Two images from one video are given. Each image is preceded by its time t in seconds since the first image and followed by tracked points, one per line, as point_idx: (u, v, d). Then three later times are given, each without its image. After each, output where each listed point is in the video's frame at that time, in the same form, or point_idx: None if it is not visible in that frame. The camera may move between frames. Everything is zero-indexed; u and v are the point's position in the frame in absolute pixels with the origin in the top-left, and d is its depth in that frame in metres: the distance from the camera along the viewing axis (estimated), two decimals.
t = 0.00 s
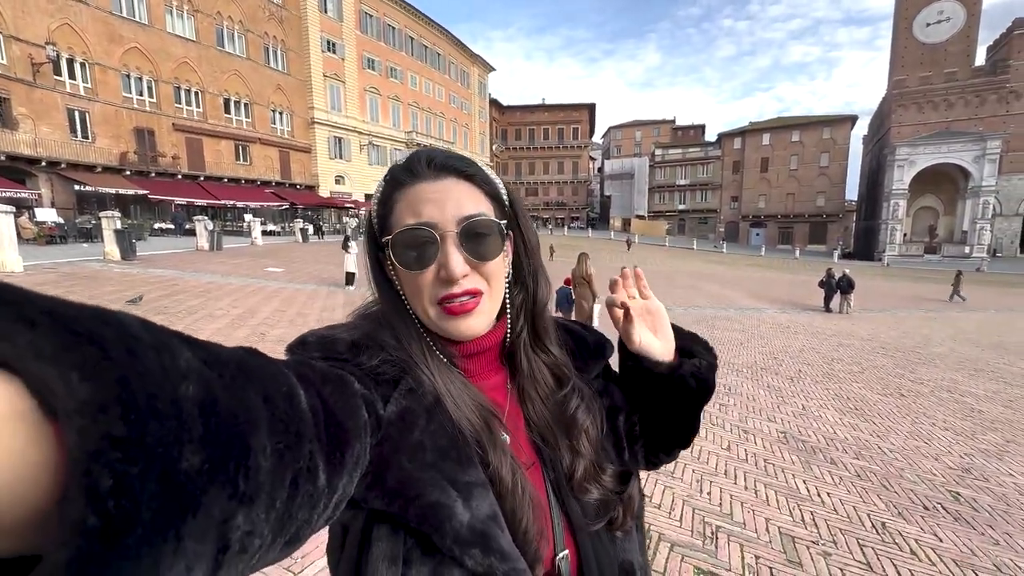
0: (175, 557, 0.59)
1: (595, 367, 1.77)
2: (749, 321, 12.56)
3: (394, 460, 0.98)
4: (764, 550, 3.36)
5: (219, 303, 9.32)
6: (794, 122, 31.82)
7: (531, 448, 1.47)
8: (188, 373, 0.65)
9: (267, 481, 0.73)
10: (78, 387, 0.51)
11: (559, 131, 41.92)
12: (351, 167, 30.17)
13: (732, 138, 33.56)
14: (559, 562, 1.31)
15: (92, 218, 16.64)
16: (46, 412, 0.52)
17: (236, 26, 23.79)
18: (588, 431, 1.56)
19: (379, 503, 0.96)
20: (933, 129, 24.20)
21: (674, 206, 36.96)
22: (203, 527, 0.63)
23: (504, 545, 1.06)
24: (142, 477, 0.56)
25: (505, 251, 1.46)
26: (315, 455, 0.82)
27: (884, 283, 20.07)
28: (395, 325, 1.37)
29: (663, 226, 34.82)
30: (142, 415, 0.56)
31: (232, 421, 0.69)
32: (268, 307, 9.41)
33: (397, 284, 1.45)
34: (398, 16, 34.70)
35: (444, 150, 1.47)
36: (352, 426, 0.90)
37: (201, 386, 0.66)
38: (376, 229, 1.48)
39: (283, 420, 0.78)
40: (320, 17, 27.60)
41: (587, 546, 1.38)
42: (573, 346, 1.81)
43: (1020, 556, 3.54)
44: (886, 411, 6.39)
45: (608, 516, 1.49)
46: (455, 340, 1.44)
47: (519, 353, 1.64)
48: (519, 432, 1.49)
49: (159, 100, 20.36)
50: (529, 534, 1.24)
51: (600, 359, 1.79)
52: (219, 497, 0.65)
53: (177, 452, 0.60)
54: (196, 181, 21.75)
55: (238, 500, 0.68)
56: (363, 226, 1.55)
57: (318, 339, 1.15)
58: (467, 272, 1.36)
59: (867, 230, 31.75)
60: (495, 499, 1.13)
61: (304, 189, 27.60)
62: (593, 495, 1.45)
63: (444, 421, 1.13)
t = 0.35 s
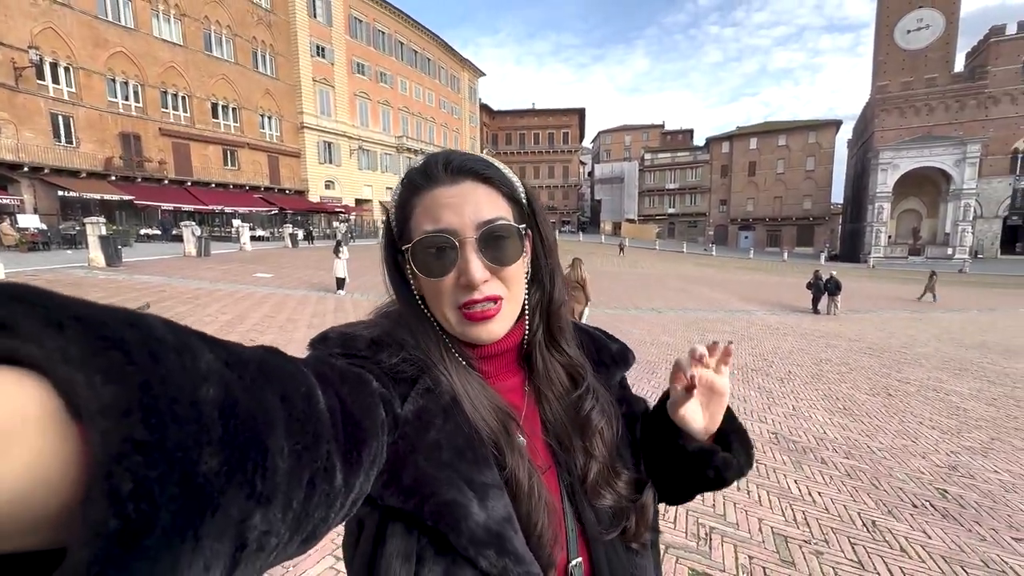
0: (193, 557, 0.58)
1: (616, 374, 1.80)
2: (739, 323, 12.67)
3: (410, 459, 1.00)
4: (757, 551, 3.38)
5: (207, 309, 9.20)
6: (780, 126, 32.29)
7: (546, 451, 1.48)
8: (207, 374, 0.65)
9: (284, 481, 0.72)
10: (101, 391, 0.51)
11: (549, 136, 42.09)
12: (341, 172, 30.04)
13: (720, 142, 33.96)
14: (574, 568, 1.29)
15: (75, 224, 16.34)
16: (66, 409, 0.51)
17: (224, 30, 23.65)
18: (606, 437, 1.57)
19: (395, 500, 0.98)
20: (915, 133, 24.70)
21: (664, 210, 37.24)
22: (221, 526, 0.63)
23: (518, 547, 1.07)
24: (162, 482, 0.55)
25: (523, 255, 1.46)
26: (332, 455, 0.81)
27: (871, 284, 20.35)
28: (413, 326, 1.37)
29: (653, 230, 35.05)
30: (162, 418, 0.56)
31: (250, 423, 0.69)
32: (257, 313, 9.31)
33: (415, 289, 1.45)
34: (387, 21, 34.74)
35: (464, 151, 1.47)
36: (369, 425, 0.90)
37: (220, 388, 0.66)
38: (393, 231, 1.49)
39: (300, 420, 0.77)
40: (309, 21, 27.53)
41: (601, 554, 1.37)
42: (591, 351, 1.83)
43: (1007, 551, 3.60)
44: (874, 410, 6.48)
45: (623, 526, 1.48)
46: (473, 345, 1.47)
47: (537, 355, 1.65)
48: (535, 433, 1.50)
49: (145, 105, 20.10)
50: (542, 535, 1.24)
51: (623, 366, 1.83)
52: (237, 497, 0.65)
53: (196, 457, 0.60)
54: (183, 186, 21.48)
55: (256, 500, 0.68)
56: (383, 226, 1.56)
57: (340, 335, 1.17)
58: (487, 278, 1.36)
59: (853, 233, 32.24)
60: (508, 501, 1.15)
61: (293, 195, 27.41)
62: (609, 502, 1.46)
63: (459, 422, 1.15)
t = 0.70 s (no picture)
0: (191, 547, 0.57)
1: (605, 386, 1.87)
2: (732, 328, 12.76)
3: (407, 448, 0.98)
4: (748, 555, 3.38)
5: (198, 314, 9.12)
6: (772, 133, 32.67)
7: (536, 451, 1.49)
8: (206, 364, 0.65)
9: (282, 472, 0.71)
10: (99, 382, 0.51)
11: (543, 142, 42.35)
12: (335, 177, 30.01)
13: (712, 149, 34.28)
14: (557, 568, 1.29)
15: (65, 229, 16.19)
16: (65, 397, 0.51)
17: (218, 35, 23.65)
18: (595, 438, 1.62)
19: (392, 491, 0.95)
20: (903, 141, 25.07)
21: (657, 216, 37.50)
22: (219, 516, 0.62)
23: (509, 541, 1.05)
24: (159, 472, 0.54)
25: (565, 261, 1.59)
26: (330, 446, 0.80)
27: (861, 290, 20.55)
28: (418, 318, 1.36)
29: (646, 235, 35.23)
30: (160, 411, 0.55)
31: (249, 413, 0.68)
32: (249, 318, 9.24)
33: (441, 279, 1.41)
34: (382, 28, 34.90)
35: (497, 156, 1.50)
36: (367, 418, 0.89)
37: (219, 378, 0.66)
38: (421, 218, 1.42)
39: (298, 413, 0.76)
40: (303, 27, 27.61)
41: (584, 554, 1.38)
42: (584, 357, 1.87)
43: (993, 554, 3.62)
44: (864, 415, 6.53)
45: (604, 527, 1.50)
46: (490, 342, 1.47)
47: (535, 357, 1.67)
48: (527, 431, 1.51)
49: (138, 109, 20.03)
50: (530, 537, 1.24)
51: (610, 380, 1.92)
52: (234, 488, 0.64)
53: (194, 447, 0.59)
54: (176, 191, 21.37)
55: (253, 490, 0.67)
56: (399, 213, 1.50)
57: (342, 323, 1.14)
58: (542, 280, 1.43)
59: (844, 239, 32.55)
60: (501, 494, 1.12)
61: (287, 200, 27.35)
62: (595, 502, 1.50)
63: (456, 415, 1.13)
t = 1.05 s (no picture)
0: (190, 557, 0.57)
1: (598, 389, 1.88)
2: (735, 333, 12.72)
3: (407, 456, 0.97)
4: (749, 563, 3.36)
5: (200, 315, 9.14)
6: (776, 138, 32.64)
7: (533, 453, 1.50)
8: (207, 373, 0.65)
9: (281, 481, 0.71)
10: (100, 394, 0.51)
11: (547, 145, 42.42)
12: (338, 179, 30.10)
13: (716, 153, 34.25)
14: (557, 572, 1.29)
15: (71, 229, 16.28)
16: (66, 405, 0.51)
17: (224, 38, 23.79)
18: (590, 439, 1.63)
19: (392, 498, 0.95)
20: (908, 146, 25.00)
21: (660, 219, 37.46)
22: (218, 527, 0.61)
23: (509, 545, 1.04)
24: (159, 482, 0.54)
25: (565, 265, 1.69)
26: (328, 455, 0.79)
27: (865, 296, 20.44)
28: (415, 322, 1.35)
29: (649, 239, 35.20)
30: (160, 422, 0.56)
31: (248, 423, 0.68)
32: (251, 319, 9.27)
33: (462, 285, 1.40)
34: (387, 31, 35.07)
35: (502, 162, 1.53)
36: (367, 425, 0.88)
37: (220, 387, 0.66)
38: (438, 219, 1.38)
39: (298, 420, 0.76)
40: (309, 30, 27.78)
41: (580, 555, 1.38)
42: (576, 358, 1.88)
43: (998, 564, 3.59)
44: (867, 422, 6.49)
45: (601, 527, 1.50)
46: (502, 344, 1.49)
47: (531, 361, 1.67)
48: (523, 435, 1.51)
49: (144, 110, 20.17)
50: (529, 542, 1.23)
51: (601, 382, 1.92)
52: (234, 498, 0.63)
53: (195, 457, 0.59)
54: (180, 191, 21.47)
55: (253, 499, 0.66)
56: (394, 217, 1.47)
57: (340, 330, 1.14)
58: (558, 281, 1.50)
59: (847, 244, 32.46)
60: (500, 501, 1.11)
61: (291, 201, 27.45)
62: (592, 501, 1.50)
63: (456, 421, 1.12)
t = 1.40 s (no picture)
0: (162, 570, 0.56)
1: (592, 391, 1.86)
2: (741, 336, 12.64)
3: (392, 464, 0.96)
4: (753, 568, 3.34)
5: (207, 313, 9.19)
6: (784, 140, 32.39)
7: (523, 458, 1.49)
8: (185, 383, 0.64)
9: (260, 491, 0.70)
10: (72, 403, 0.50)
11: (553, 146, 42.36)
12: (346, 178, 30.24)
13: (724, 155, 34.06)
14: None
15: (81, 226, 16.45)
16: (39, 413, 0.51)
17: (234, 37, 23.95)
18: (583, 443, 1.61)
19: (376, 505, 0.94)
20: (919, 148, 24.73)
21: (667, 221, 37.29)
22: (193, 540, 0.61)
23: (494, 554, 1.03)
24: (133, 495, 0.53)
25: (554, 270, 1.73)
26: (310, 463, 0.79)
27: (874, 300, 20.22)
28: (405, 327, 1.33)
29: (656, 241, 35.06)
30: (135, 432, 0.55)
31: (229, 432, 0.68)
32: (257, 318, 9.30)
33: (468, 290, 1.39)
34: (396, 31, 35.19)
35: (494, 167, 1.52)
36: (350, 432, 0.88)
37: (199, 396, 0.65)
38: (443, 224, 1.37)
39: (280, 430, 0.76)
40: (318, 30, 27.91)
41: (568, 558, 1.39)
42: (569, 361, 1.86)
43: None
44: (875, 428, 6.41)
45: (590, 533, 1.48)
46: (500, 348, 1.49)
47: (524, 364, 1.65)
48: (514, 442, 1.49)
49: (155, 109, 20.36)
50: (518, 550, 1.23)
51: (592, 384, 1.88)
52: (210, 509, 0.63)
53: (170, 467, 0.59)
54: (190, 190, 21.65)
55: (230, 510, 0.66)
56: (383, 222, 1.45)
57: (327, 334, 1.13)
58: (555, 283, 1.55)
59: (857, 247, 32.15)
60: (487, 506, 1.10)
61: (298, 200, 27.60)
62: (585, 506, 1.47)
63: (444, 427, 1.11)
